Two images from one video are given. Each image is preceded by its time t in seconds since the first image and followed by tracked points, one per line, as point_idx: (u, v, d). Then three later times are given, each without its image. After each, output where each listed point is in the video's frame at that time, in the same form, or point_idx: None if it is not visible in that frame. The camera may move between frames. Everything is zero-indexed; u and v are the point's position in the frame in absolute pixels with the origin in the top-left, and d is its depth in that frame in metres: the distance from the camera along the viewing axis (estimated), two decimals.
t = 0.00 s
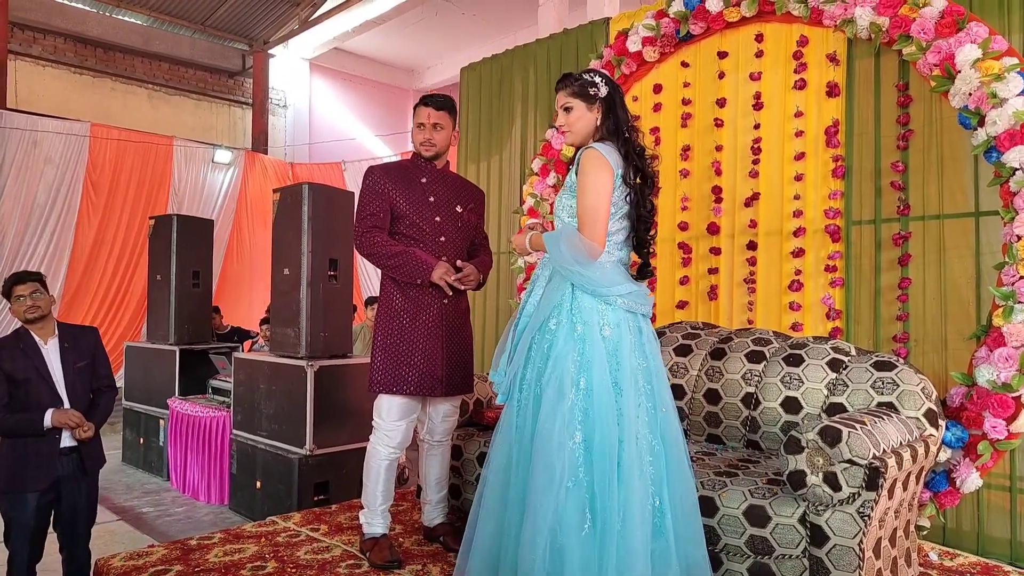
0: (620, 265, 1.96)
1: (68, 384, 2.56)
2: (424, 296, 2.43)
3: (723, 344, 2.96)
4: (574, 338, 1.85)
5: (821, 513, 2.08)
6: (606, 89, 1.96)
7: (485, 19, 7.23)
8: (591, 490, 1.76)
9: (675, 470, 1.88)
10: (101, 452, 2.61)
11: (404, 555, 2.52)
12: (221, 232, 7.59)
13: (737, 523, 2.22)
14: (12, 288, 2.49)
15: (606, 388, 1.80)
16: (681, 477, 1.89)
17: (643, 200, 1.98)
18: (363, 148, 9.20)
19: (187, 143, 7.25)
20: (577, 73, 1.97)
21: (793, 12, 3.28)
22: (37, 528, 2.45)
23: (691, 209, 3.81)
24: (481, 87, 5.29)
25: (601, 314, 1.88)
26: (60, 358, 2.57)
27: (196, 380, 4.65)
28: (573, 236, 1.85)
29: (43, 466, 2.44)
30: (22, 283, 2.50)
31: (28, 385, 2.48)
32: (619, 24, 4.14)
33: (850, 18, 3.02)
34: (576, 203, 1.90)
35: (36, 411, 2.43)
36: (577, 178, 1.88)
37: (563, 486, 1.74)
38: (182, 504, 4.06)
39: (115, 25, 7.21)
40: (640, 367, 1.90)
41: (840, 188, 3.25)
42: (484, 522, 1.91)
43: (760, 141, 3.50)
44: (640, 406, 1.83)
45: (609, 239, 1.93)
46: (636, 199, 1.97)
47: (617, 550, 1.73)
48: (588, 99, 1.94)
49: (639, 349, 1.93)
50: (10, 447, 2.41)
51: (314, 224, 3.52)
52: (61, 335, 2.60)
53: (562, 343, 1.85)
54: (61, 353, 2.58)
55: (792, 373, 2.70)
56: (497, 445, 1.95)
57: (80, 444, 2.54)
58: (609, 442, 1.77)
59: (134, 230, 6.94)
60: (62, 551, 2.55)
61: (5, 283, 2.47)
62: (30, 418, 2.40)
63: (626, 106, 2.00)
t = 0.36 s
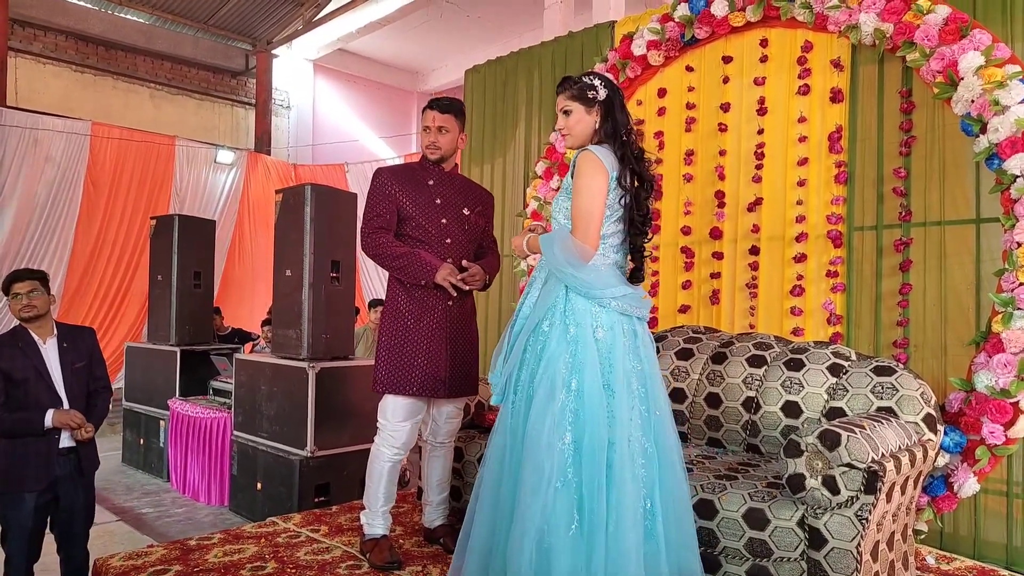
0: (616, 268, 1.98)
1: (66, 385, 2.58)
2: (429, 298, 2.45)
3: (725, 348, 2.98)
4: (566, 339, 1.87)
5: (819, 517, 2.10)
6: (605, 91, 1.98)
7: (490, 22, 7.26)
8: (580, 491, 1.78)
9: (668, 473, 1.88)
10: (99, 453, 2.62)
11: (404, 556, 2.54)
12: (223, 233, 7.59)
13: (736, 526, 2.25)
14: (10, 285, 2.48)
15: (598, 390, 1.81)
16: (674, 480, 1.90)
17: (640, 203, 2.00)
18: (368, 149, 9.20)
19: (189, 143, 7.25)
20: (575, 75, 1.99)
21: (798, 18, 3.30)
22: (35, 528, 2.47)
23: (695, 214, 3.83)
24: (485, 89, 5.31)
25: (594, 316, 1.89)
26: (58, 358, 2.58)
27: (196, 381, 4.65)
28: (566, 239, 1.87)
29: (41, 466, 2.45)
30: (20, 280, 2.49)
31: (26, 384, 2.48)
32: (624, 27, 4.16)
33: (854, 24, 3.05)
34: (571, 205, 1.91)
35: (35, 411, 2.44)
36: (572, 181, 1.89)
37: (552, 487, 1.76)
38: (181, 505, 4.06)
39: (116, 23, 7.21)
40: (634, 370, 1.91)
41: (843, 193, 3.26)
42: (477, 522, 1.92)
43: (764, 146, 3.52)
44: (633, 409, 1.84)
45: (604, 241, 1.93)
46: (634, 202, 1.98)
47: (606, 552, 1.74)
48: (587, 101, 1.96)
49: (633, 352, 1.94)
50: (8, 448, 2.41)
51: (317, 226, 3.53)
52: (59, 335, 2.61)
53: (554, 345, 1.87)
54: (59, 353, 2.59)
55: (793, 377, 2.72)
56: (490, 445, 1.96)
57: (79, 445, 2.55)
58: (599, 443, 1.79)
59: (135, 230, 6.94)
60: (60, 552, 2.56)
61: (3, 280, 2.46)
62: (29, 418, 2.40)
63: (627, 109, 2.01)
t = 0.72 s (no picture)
0: (604, 264, 1.97)
1: (56, 387, 2.57)
2: (428, 297, 2.44)
3: (719, 345, 3.00)
4: (551, 337, 1.87)
5: (812, 511, 2.12)
6: (591, 87, 1.96)
7: (484, 19, 7.25)
8: (564, 488, 1.77)
9: (658, 471, 1.86)
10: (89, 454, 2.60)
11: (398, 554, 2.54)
12: (214, 235, 7.54)
13: (731, 521, 2.27)
14: (4, 283, 2.50)
15: (582, 387, 1.81)
16: (664, 477, 1.88)
17: (627, 198, 1.96)
18: (361, 147, 9.15)
19: (180, 141, 7.21)
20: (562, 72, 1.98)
21: (792, 15, 3.30)
22: (27, 530, 2.45)
23: (689, 211, 3.84)
24: (480, 87, 5.30)
25: (580, 313, 1.89)
26: (46, 359, 2.57)
27: (189, 381, 4.62)
28: (552, 237, 1.88)
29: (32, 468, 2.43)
30: (14, 280, 2.51)
31: (16, 387, 2.45)
32: (619, 24, 4.15)
33: (848, 20, 3.06)
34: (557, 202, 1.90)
35: (25, 413, 2.42)
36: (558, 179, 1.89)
37: (534, 483, 1.76)
38: (176, 506, 4.04)
39: (105, 19, 7.15)
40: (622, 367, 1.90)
41: (836, 190, 3.29)
42: (465, 518, 1.93)
43: (758, 143, 3.54)
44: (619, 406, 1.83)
45: (590, 238, 1.93)
46: (620, 198, 1.95)
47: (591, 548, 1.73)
48: (572, 98, 1.95)
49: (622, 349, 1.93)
50: None
51: (310, 225, 3.52)
52: (47, 335, 2.59)
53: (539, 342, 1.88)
54: (47, 353, 2.58)
55: (786, 373, 2.74)
56: (479, 443, 1.97)
57: (70, 447, 2.54)
58: (583, 440, 1.78)
59: (126, 228, 6.89)
60: (53, 556, 2.54)
61: None
62: (20, 419, 2.39)
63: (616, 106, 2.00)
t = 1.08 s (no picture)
0: (595, 259, 1.94)
1: (45, 378, 2.55)
2: (423, 290, 2.44)
3: (712, 342, 3.00)
4: (541, 333, 1.87)
5: (804, 508, 2.12)
6: (564, 82, 1.94)
7: (482, 13, 7.22)
8: (555, 483, 1.76)
9: (650, 466, 1.85)
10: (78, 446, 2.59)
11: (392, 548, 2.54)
12: (208, 224, 7.49)
13: (722, 517, 2.27)
14: None
15: (572, 381, 1.80)
16: (655, 472, 1.86)
17: (615, 191, 1.92)
18: (355, 141, 9.15)
19: (174, 132, 7.16)
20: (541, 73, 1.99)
21: (789, 13, 3.29)
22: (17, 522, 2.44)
23: (684, 208, 3.84)
24: (475, 80, 5.27)
25: (571, 308, 1.89)
26: (35, 351, 2.56)
27: (181, 372, 4.59)
28: (540, 237, 1.88)
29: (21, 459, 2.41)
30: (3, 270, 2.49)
31: (5, 378, 2.43)
32: (615, 20, 4.14)
33: (844, 18, 3.05)
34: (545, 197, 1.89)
35: (14, 406, 2.40)
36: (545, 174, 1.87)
37: (524, 478, 1.75)
38: (166, 497, 4.03)
39: (99, 8, 7.10)
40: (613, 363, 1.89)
41: (831, 189, 3.29)
42: (457, 513, 1.93)
43: (753, 140, 3.53)
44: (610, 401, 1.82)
45: (579, 232, 1.91)
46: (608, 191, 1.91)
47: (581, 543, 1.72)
48: (548, 97, 1.96)
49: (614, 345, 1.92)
50: None
51: (304, 216, 3.50)
52: (35, 327, 2.57)
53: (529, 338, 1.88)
54: (35, 345, 2.56)
55: (779, 371, 2.74)
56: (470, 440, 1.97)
57: (58, 439, 2.53)
58: (573, 434, 1.77)
59: (118, 218, 6.84)
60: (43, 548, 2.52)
61: None
62: (10, 411, 2.37)
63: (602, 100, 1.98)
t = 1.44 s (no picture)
0: (571, 251, 1.93)
1: (37, 377, 2.54)
2: (417, 285, 2.43)
3: (706, 337, 3.00)
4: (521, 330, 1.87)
5: (799, 502, 2.12)
6: (531, 75, 1.94)
7: (474, 9, 7.19)
8: (539, 479, 1.76)
9: (634, 458, 1.83)
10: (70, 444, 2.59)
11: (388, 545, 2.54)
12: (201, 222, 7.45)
13: (718, 512, 2.27)
14: None
15: (552, 376, 1.80)
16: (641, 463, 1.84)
17: (582, 179, 1.90)
18: (349, 138, 9.10)
19: (166, 131, 7.14)
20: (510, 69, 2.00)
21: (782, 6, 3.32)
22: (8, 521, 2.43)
23: (677, 203, 3.84)
24: (469, 77, 5.26)
25: (550, 303, 1.88)
26: (27, 349, 2.54)
27: (175, 371, 4.58)
28: (506, 236, 1.92)
29: (14, 458, 2.40)
30: None
31: None
32: (609, 15, 4.14)
33: (837, 13, 3.06)
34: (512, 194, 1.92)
35: (7, 406, 2.39)
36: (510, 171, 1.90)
37: (508, 475, 1.75)
38: (161, 496, 4.02)
39: (90, 6, 7.07)
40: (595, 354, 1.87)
41: (825, 182, 3.29)
42: (448, 513, 1.93)
43: (747, 135, 3.53)
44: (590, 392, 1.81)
45: (550, 226, 1.91)
46: (575, 180, 1.90)
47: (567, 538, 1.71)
48: (517, 92, 1.96)
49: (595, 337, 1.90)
50: None
51: (297, 213, 3.49)
52: (27, 326, 2.55)
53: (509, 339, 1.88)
54: (28, 343, 2.55)
55: (773, 365, 2.74)
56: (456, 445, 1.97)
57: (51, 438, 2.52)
58: (555, 428, 1.77)
59: (111, 216, 6.80)
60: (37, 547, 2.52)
61: None
62: (2, 411, 2.36)
63: (570, 92, 1.98)
